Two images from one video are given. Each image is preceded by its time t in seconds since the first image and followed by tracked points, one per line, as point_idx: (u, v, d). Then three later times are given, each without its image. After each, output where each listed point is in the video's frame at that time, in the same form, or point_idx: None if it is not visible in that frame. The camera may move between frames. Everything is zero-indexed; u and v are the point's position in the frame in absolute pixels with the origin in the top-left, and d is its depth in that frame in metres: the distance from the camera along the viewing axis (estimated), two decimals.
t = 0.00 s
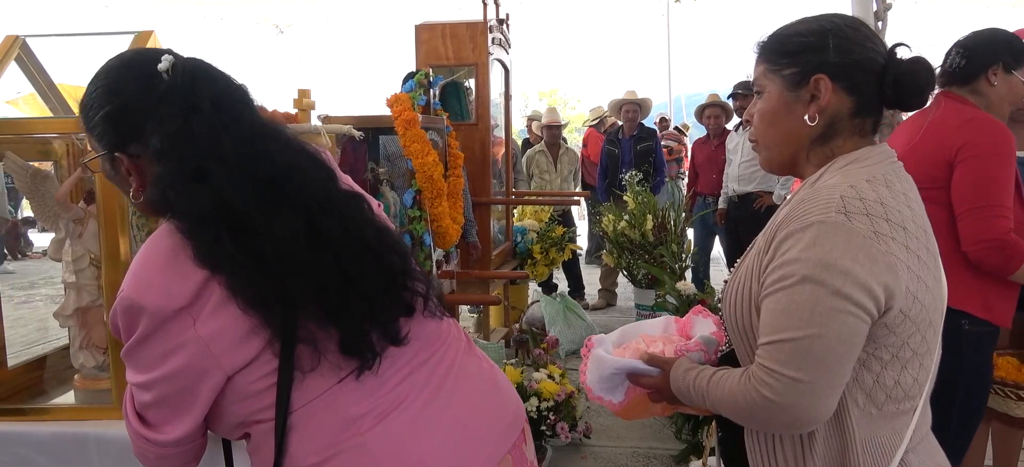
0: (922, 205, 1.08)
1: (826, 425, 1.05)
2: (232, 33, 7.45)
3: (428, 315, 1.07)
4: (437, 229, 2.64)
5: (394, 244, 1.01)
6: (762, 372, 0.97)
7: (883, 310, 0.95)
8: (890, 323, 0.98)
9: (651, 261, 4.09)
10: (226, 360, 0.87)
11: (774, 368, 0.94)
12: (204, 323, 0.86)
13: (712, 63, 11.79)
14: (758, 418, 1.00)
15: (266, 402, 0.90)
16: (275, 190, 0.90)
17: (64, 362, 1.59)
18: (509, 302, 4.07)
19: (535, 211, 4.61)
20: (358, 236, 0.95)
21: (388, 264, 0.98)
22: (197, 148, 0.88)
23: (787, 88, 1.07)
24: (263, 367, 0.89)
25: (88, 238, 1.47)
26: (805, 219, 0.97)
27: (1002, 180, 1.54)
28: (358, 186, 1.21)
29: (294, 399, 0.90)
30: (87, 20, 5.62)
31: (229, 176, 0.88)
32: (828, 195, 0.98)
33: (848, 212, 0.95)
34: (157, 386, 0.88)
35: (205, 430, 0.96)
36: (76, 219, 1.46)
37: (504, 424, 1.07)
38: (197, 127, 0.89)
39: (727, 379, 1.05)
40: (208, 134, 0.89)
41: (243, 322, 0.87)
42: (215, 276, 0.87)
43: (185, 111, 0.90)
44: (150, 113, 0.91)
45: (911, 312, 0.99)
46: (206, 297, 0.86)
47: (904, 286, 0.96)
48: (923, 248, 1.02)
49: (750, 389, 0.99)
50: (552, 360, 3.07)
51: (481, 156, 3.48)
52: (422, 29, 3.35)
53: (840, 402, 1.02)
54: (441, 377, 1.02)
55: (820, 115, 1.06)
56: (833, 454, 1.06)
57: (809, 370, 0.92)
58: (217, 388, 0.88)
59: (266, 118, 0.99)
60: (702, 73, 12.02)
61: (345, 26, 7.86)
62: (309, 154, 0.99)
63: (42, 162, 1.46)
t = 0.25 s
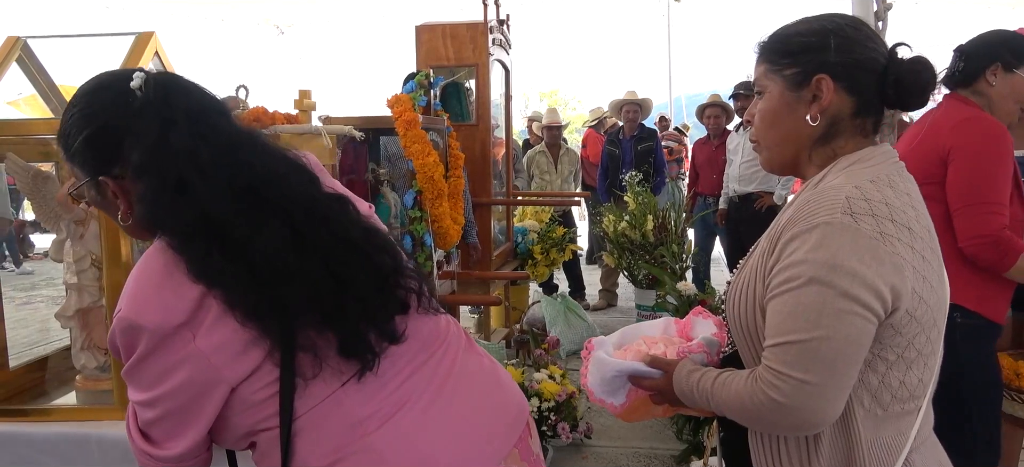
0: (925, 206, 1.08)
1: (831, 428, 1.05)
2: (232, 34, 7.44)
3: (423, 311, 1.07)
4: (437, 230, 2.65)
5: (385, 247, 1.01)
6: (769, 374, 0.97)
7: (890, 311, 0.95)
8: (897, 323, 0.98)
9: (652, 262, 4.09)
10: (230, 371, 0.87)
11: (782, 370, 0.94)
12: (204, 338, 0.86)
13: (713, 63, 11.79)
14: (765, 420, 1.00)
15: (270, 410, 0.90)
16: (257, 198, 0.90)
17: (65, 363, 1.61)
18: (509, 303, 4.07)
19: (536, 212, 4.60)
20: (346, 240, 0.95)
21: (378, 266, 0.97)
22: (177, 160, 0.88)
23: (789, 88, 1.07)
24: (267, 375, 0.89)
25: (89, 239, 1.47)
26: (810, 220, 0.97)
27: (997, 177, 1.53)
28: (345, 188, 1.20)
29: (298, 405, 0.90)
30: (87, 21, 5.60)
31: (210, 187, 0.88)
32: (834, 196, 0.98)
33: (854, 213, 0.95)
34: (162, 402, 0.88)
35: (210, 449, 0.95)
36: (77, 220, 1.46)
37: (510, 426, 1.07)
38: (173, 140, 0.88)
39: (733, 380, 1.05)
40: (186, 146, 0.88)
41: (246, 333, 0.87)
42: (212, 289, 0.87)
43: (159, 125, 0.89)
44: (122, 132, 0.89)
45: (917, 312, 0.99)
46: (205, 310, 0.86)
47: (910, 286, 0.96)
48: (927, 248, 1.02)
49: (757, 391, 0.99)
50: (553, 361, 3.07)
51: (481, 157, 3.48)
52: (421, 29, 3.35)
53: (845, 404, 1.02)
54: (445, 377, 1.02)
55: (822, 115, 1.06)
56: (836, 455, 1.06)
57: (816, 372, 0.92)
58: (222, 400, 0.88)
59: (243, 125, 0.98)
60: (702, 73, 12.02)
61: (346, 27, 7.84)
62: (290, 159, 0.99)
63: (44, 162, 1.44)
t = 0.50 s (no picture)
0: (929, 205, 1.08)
1: (836, 428, 1.04)
2: (233, 35, 7.44)
3: (422, 310, 1.06)
4: (438, 230, 2.66)
5: (381, 248, 1.01)
6: (774, 375, 0.97)
7: (895, 311, 0.95)
8: (901, 323, 0.98)
9: (653, 262, 4.09)
10: (232, 375, 0.87)
11: (788, 372, 0.94)
12: (206, 342, 0.86)
13: (714, 63, 11.78)
14: (771, 421, 0.99)
15: (273, 413, 0.90)
16: (248, 201, 0.91)
17: (67, 364, 1.61)
18: (510, 303, 4.07)
19: (536, 212, 4.60)
20: (340, 241, 0.95)
21: (372, 266, 0.97)
22: (170, 166, 0.89)
23: (790, 88, 1.07)
24: (268, 378, 0.89)
25: (91, 240, 1.47)
26: (815, 221, 0.97)
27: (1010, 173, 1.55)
28: (342, 190, 1.21)
29: (300, 407, 0.90)
30: (87, 22, 5.60)
31: (202, 192, 0.89)
32: (837, 196, 0.98)
33: (858, 214, 0.95)
34: (164, 407, 0.88)
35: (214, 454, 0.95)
36: (79, 221, 1.46)
37: (513, 426, 1.07)
38: (166, 145, 0.89)
39: (738, 381, 1.05)
40: (179, 151, 0.89)
41: (246, 336, 0.87)
42: (212, 295, 0.86)
43: (152, 131, 0.90)
44: (115, 140, 0.90)
45: (922, 312, 0.99)
46: (205, 315, 0.86)
47: (914, 286, 0.96)
48: (931, 248, 1.02)
49: (762, 392, 0.99)
50: (554, 361, 3.08)
51: (482, 157, 3.48)
52: (422, 30, 3.35)
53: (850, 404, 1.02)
54: (447, 376, 1.02)
55: (823, 115, 1.06)
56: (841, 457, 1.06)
57: (822, 373, 0.92)
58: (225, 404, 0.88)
59: (235, 131, 0.99)
60: (703, 73, 12.02)
61: (346, 28, 7.83)
62: (282, 163, 0.99)
63: (46, 164, 1.44)
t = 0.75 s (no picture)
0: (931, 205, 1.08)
1: (838, 429, 1.04)
2: (234, 36, 7.44)
3: (420, 313, 1.05)
4: (439, 231, 2.66)
5: (382, 248, 1.00)
6: (776, 375, 0.97)
7: (897, 310, 0.95)
8: (904, 323, 0.98)
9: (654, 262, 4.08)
10: (233, 371, 0.87)
11: (790, 372, 0.94)
12: (207, 337, 0.86)
13: (714, 64, 11.78)
14: (773, 421, 0.99)
15: (271, 410, 0.91)
16: (248, 200, 0.90)
17: (68, 364, 1.61)
18: (511, 304, 4.08)
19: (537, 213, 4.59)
20: (339, 241, 0.94)
21: (372, 264, 0.96)
22: (173, 160, 0.89)
23: (791, 89, 1.07)
24: (267, 375, 0.89)
25: (92, 240, 1.47)
26: (817, 220, 0.97)
27: None
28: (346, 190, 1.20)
29: (300, 403, 0.91)
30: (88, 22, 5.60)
31: (203, 187, 0.88)
32: (840, 196, 0.98)
33: (861, 213, 0.95)
34: (163, 402, 0.88)
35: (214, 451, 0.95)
36: (80, 221, 1.46)
37: (512, 424, 1.07)
38: (168, 140, 0.89)
39: (740, 381, 1.05)
40: (182, 146, 0.89)
41: (245, 334, 0.87)
42: (213, 290, 0.87)
43: (156, 125, 0.90)
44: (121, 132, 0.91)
45: (925, 312, 0.99)
46: (204, 312, 0.86)
47: (917, 286, 0.96)
48: (932, 248, 1.02)
49: (764, 392, 0.99)
50: (555, 361, 3.08)
51: (483, 158, 3.48)
52: (423, 30, 3.35)
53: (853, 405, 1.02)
54: (447, 374, 1.03)
55: (825, 114, 1.06)
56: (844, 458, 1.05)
57: (824, 373, 0.92)
58: (225, 400, 0.88)
59: (238, 127, 0.98)
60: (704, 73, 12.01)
61: (347, 29, 7.83)
62: (284, 161, 0.98)
63: (46, 164, 1.44)
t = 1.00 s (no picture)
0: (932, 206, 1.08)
1: (838, 429, 1.04)
2: (235, 35, 7.45)
3: (411, 324, 1.04)
4: (439, 230, 2.67)
5: (382, 249, 1.00)
6: (775, 374, 0.97)
7: (896, 311, 0.95)
8: (903, 323, 0.98)
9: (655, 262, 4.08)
10: (220, 360, 0.90)
11: (788, 371, 0.94)
12: (197, 320, 0.89)
13: (715, 63, 11.77)
14: (770, 420, 1.00)
15: (258, 402, 0.94)
16: (253, 192, 0.90)
17: (68, 364, 1.61)
18: (511, 304, 4.08)
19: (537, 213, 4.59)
20: (338, 240, 0.94)
21: (367, 268, 0.96)
22: (188, 144, 0.90)
23: (791, 89, 1.07)
24: (253, 365, 0.92)
25: (93, 240, 1.47)
26: (816, 220, 0.97)
27: None
28: (358, 192, 1.20)
29: (287, 400, 0.92)
30: (90, 22, 5.60)
31: (210, 176, 0.89)
32: (839, 196, 0.98)
33: (860, 214, 0.95)
34: (153, 384, 0.92)
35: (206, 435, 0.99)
36: (81, 220, 1.46)
37: (504, 427, 1.08)
38: (188, 123, 0.91)
39: (740, 380, 1.05)
40: (198, 131, 0.91)
41: (232, 323, 0.90)
42: (205, 274, 0.89)
43: (178, 107, 0.92)
44: (147, 110, 0.93)
45: (924, 312, 0.99)
46: (195, 295, 0.89)
47: (916, 286, 0.96)
48: (933, 248, 1.02)
49: (763, 391, 0.99)
50: (555, 361, 3.08)
51: (483, 158, 3.48)
52: (424, 30, 3.35)
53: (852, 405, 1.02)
54: (439, 380, 1.03)
55: (825, 115, 1.06)
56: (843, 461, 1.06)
57: (822, 372, 0.92)
58: (211, 386, 0.91)
59: (261, 120, 1.00)
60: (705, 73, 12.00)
61: (348, 28, 7.83)
62: (296, 156, 0.99)
63: (47, 163, 1.46)
